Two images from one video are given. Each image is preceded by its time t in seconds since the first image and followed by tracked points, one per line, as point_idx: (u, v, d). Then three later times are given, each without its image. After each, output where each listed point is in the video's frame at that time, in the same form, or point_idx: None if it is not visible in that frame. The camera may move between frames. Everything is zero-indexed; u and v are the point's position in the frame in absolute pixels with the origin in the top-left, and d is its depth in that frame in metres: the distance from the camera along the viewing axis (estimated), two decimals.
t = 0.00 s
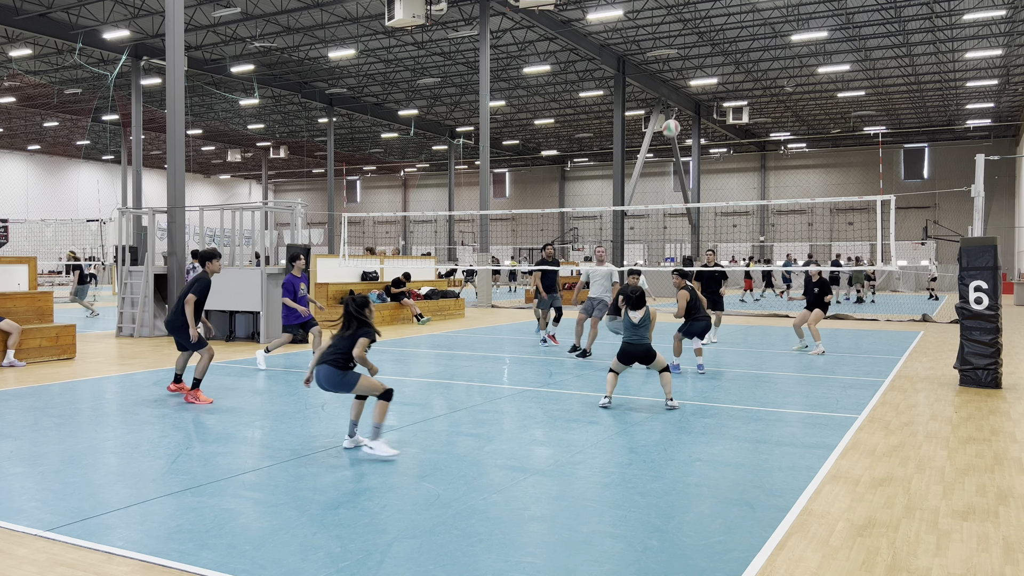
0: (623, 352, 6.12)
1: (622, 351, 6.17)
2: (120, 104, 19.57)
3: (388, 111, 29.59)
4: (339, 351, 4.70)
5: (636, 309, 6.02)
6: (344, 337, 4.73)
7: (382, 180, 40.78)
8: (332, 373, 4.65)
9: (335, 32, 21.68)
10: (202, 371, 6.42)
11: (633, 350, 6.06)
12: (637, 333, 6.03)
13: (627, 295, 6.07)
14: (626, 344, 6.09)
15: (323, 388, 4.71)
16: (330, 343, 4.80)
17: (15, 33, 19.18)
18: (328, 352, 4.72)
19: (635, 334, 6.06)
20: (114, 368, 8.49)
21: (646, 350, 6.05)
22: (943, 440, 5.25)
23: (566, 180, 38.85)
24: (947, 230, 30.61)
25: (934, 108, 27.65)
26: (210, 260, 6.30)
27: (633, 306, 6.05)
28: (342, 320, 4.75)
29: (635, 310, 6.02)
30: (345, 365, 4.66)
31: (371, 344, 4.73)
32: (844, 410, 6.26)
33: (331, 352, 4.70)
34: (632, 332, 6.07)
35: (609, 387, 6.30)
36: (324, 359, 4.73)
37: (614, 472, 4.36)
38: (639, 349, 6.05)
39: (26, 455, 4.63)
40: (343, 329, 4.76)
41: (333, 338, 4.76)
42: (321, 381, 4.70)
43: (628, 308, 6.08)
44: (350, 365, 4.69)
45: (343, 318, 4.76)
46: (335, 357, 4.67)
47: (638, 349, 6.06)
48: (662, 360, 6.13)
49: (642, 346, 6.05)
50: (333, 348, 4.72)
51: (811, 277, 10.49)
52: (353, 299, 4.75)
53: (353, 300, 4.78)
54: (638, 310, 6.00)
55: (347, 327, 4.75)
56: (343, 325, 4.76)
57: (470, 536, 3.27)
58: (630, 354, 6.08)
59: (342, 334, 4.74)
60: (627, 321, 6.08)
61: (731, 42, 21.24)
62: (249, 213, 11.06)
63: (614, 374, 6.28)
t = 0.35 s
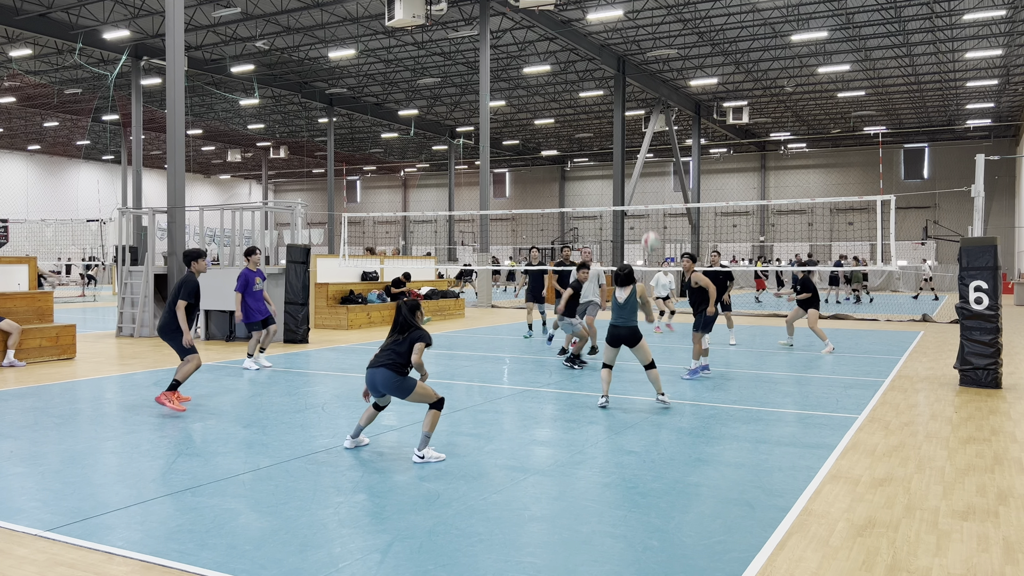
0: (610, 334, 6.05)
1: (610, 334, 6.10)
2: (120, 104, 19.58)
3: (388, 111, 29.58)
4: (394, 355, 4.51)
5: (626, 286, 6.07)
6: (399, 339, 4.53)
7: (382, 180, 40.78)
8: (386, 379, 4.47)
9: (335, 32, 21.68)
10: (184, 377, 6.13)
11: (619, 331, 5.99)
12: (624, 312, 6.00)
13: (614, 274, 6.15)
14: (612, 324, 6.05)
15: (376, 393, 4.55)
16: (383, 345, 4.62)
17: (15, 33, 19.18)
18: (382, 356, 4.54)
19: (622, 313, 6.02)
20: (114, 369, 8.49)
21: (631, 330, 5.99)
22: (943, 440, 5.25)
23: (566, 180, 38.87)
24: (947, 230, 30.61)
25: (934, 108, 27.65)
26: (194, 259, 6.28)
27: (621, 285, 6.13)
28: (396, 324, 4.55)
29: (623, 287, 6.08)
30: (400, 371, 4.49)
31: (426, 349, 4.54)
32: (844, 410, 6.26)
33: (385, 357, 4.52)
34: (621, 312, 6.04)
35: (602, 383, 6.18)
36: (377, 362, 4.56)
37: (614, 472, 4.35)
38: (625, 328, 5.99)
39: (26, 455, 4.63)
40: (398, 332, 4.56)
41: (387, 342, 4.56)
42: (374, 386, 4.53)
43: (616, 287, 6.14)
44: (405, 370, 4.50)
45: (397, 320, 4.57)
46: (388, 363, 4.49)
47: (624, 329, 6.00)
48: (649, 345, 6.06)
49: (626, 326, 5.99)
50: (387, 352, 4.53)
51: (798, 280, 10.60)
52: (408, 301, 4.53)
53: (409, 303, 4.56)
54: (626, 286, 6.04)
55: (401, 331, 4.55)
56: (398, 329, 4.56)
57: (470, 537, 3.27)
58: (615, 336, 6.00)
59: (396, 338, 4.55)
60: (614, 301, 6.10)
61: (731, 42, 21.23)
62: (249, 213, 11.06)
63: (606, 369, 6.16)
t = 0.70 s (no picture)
0: (608, 331, 5.93)
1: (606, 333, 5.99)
2: (120, 104, 19.57)
3: (388, 111, 29.57)
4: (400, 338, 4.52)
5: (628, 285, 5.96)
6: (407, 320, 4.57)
7: (382, 180, 40.78)
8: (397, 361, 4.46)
9: (335, 32, 21.68)
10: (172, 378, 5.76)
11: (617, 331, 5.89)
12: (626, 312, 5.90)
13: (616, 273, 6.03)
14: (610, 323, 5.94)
15: (386, 378, 4.53)
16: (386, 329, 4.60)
17: (15, 33, 19.20)
18: (389, 340, 4.53)
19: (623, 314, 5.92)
20: (114, 369, 8.49)
21: (629, 331, 5.89)
22: (943, 440, 5.25)
23: (566, 180, 38.87)
24: (947, 230, 30.62)
25: (934, 108, 27.65)
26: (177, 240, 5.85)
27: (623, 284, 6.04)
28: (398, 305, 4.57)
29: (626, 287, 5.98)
30: (410, 352, 4.51)
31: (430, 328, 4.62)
32: (844, 410, 6.26)
33: (392, 339, 4.52)
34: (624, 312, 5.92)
35: (597, 386, 5.93)
36: (384, 346, 4.54)
37: (615, 472, 4.35)
38: (624, 328, 5.89)
39: (26, 456, 4.64)
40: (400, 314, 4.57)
41: (391, 325, 4.56)
42: (384, 371, 4.51)
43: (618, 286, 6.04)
44: (414, 351, 4.52)
45: (397, 302, 4.58)
46: (397, 346, 4.49)
47: (622, 329, 5.90)
48: (642, 348, 6.01)
49: (625, 326, 5.89)
50: (393, 334, 4.53)
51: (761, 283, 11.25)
52: (407, 281, 4.57)
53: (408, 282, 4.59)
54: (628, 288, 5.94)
55: (404, 311, 4.57)
56: (399, 310, 4.58)
57: (470, 537, 3.27)
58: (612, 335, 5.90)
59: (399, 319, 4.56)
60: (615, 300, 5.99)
61: (731, 42, 21.23)
62: (249, 213, 11.06)
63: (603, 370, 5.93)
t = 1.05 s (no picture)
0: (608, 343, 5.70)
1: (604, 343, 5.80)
2: (120, 104, 19.59)
3: (388, 111, 29.57)
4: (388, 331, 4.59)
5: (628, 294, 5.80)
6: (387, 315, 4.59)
7: (382, 180, 40.78)
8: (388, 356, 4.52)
9: (335, 33, 21.68)
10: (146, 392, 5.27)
11: (616, 339, 5.68)
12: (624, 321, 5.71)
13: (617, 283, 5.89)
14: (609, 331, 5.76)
15: (376, 374, 4.54)
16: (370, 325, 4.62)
17: (15, 33, 19.22)
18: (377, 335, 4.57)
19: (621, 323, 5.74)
20: (114, 369, 8.49)
21: (631, 339, 5.68)
22: (943, 440, 5.25)
23: (566, 180, 38.87)
24: (947, 230, 30.63)
25: (934, 108, 27.65)
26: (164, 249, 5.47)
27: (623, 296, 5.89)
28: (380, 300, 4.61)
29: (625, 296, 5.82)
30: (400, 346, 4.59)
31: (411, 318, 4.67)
32: (844, 410, 6.26)
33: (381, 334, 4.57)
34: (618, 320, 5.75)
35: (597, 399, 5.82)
36: (372, 341, 4.56)
37: (614, 472, 4.35)
38: (623, 337, 5.67)
39: (26, 456, 4.63)
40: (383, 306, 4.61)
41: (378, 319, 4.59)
42: (374, 367, 4.53)
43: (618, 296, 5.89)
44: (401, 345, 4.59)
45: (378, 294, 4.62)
46: (388, 341, 4.55)
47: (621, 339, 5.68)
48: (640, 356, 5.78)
49: (625, 335, 5.68)
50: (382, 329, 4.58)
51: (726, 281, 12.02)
52: (386, 273, 4.63)
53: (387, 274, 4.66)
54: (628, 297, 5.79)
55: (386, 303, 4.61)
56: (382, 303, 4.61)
57: (470, 537, 3.27)
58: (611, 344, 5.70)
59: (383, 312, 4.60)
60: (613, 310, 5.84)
61: (731, 42, 21.23)
62: (249, 213, 11.04)
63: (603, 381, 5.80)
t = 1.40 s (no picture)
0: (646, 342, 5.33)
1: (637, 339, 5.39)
2: (120, 104, 19.60)
3: (388, 111, 29.57)
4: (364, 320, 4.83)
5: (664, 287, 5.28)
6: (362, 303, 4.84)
7: (382, 180, 40.79)
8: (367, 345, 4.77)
9: (335, 33, 21.68)
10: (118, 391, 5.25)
11: (649, 339, 5.30)
12: (657, 320, 5.27)
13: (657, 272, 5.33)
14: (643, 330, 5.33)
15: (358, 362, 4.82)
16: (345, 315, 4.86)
17: (15, 34, 19.22)
18: (355, 325, 4.82)
19: (654, 322, 5.29)
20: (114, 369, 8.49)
21: (666, 341, 5.28)
22: (943, 440, 5.25)
23: (566, 180, 38.88)
24: (947, 230, 30.64)
25: (934, 108, 27.65)
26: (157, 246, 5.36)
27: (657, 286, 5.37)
28: (352, 290, 4.85)
29: (661, 290, 5.30)
30: (378, 333, 4.83)
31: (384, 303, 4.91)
32: (844, 410, 6.26)
33: (357, 322, 4.82)
34: (650, 317, 5.31)
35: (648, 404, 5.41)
36: (350, 332, 4.82)
37: (614, 472, 4.35)
38: (656, 339, 5.28)
39: (25, 455, 4.63)
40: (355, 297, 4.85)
41: (352, 309, 4.83)
42: (355, 355, 4.80)
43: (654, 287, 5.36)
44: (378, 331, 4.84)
45: (350, 284, 4.87)
46: (365, 330, 4.79)
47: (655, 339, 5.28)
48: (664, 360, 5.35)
49: (662, 337, 5.27)
50: (358, 318, 4.82)
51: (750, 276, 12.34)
52: (355, 263, 4.87)
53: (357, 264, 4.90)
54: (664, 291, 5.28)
55: (357, 293, 4.85)
56: (354, 293, 4.85)
57: (470, 537, 3.27)
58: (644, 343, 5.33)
59: (356, 301, 4.83)
60: (647, 303, 5.33)
61: (731, 42, 21.23)
62: (249, 213, 11.04)
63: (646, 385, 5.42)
